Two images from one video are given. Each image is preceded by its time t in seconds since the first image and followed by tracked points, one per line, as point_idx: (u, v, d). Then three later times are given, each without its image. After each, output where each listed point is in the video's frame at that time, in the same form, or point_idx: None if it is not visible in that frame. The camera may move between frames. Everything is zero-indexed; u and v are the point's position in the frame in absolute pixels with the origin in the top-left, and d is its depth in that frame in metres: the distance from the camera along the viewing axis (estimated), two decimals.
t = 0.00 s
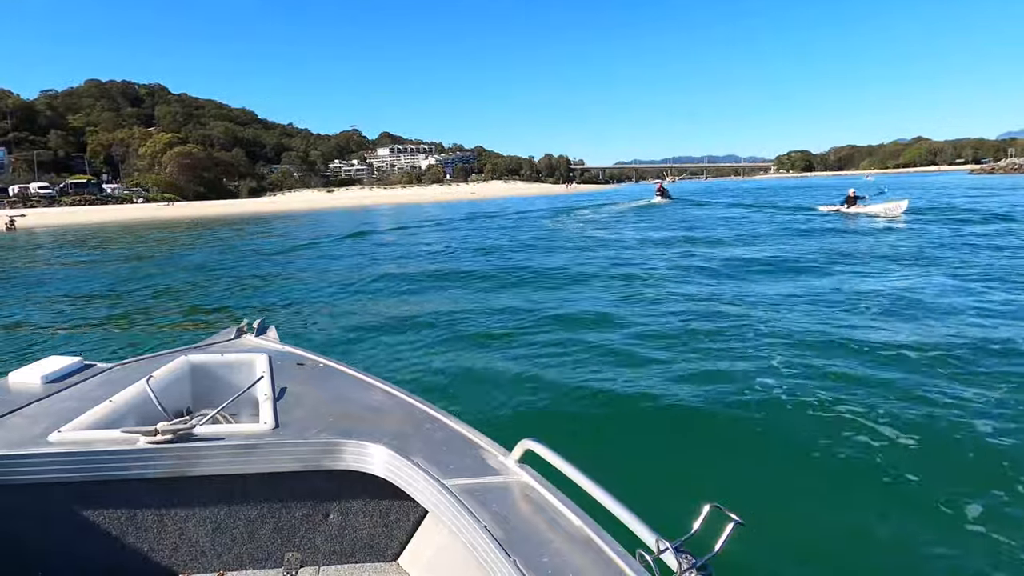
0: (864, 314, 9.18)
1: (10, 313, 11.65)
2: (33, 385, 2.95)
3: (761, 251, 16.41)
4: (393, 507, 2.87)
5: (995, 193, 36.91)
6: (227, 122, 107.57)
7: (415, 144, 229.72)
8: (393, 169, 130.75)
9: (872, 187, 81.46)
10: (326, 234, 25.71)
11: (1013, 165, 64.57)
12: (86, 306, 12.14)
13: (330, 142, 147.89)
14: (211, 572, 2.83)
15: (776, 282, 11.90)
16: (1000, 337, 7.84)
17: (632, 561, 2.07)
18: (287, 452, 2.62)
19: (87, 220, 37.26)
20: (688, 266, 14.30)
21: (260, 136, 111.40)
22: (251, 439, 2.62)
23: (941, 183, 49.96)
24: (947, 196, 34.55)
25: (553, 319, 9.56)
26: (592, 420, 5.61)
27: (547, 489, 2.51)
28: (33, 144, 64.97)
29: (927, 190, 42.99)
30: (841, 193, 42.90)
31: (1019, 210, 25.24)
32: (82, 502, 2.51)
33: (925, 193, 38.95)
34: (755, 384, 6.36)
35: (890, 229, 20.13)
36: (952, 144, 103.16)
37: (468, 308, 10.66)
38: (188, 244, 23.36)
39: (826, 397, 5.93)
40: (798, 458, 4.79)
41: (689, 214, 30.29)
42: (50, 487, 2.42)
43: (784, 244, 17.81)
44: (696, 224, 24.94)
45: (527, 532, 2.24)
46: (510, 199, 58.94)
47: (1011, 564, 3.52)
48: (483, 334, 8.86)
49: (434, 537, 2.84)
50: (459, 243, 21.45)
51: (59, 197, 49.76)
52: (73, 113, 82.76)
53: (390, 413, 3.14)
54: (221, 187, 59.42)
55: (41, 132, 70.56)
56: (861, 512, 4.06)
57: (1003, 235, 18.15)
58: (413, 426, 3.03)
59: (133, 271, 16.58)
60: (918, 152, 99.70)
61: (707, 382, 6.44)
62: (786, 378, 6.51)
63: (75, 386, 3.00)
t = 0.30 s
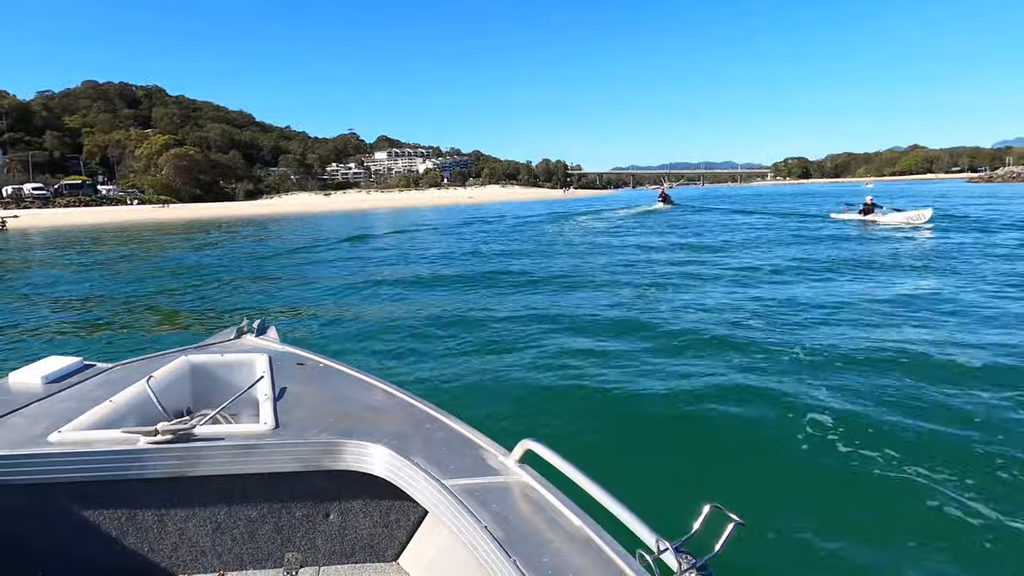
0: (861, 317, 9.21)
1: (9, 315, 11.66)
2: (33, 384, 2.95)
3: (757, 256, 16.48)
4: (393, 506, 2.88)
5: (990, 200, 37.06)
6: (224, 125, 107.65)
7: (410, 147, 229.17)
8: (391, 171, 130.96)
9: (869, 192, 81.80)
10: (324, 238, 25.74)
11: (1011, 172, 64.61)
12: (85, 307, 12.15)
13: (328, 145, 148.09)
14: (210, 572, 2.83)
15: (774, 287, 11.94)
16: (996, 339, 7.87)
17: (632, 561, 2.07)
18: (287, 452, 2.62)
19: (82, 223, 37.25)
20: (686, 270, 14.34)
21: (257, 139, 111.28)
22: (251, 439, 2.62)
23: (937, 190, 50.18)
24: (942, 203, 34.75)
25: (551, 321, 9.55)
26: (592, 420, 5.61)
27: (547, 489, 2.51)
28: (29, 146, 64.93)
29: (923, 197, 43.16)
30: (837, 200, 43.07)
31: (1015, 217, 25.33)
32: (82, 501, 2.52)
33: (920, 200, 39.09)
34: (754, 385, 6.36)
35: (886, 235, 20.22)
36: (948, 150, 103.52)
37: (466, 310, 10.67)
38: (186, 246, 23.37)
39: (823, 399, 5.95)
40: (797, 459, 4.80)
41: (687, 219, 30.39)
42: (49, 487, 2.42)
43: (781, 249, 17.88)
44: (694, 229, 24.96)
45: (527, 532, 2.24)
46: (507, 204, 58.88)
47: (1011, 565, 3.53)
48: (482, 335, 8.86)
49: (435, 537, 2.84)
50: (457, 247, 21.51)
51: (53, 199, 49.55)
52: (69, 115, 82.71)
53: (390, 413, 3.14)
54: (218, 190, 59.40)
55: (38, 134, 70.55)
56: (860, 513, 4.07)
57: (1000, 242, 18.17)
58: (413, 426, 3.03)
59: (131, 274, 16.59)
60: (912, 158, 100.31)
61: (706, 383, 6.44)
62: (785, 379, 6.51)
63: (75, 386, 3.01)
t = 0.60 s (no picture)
0: (858, 317, 9.23)
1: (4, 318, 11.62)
2: (33, 385, 2.94)
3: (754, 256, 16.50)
4: (393, 507, 2.87)
5: (985, 201, 37.15)
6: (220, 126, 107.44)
7: (407, 148, 229.22)
8: (387, 172, 130.88)
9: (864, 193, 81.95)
10: (321, 239, 25.73)
11: (1006, 173, 64.83)
12: (81, 310, 12.13)
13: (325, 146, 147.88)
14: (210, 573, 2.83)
15: (771, 287, 11.97)
16: (993, 339, 7.89)
17: (632, 561, 2.07)
18: (287, 452, 2.62)
19: (77, 225, 37.13)
20: (683, 271, 14.36)
21: (251, 140, 110.97)
22: (251, 439, 2.62)
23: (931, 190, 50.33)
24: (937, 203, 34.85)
25: (549, 321, 9.56)
26: (592, 421, 5.61)
27: (547, 490, 2.51)
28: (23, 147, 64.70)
29: (918, 197, 43.26)
30: (832, 201, 43.17)
31: (1009, 217, 25.42)
32: (82, 501, 2.51)
33: (914, 201, 39.20)
34: (753, 385, 6.37)
35: (883, 235, 20.28)
36: (943, 151, 103.85)
37: (464, 310, 10.67)
38: (182, 248, 23.34)
39: (822, 399, 5.95)
40: (797, 459, 4.81)
41: (684, 220, 30.44)
42: (49, 488, 2.42)
43: (778, 250, 17.92)
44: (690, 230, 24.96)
45: (527, 533, 2.24)
46: (503, 205, 58.77)
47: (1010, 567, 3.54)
48: (481, 335, 8.87)
49: (435, 537, 2.84)
50: (454, 248, 21.52)
51: (45, 201, 49.36)
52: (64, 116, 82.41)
53: (390, 413, 3.14)
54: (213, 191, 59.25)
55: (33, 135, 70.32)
56: (859, 514, 4.07)
57: (996, 243, 18.20)
58: (412, 426, 3.03)
59: (127, 276, 16.56)
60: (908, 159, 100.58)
61: (705, 384, 6.44)
62: (783, 379, 6.52)
63: (75, 386, 3.00)
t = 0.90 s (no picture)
0: (857, 316, 9.23)
1: None
2: (33, 385, 2.94)
3: (752, 255, 16.50)
4: (393, 507, 2.87)
5: (981, 200, 37.13)
6: (217, 125, 107.30)
7: (405, 147, 229.13)
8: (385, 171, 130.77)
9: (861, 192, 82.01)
10: (317, 237, 25.71)
11: (1003, 172, 64.81)
12: (77, 308, 12.11)
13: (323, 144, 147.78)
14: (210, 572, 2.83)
15: (769, 285, 11.97)
16: (991, 338, 7.89)
17: (631, 562, 2.07)
18: (287, 452, 2.62)
19: (71, 222, 37.07)
20: (681, 269, 14.36)
21: (248, 138, 110.86)
22: (250, 439, 2.62)
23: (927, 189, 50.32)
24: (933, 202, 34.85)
25: (548, 320, 9.55)
26: (593, 420, 5.61)
27: (547, 489, 2.51)
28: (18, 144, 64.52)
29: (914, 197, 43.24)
30: (828, 199, 43.15)
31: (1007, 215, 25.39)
32: (82, 501, 2.51)
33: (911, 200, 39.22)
34: (753, 384, 6.37)
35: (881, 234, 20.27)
36: (941, 151, 103.87)
37: (463, 309, 10.66)
38: (179, 246, 23.32)
39: (822, 398, 5.95)
40: (796, 459, 4.81)
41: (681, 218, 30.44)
42: (49, 488, 2.42)
43: (775, 248, 17.93)
44: (686, 228, 24.94)
45: (527, 533, 2.24)
46: (499, 203, 58.70)
47: (1009, 568, 3.53)
48: (479, 334, 8.87)
49: (435, 537, 2.84)
50: (451, 246, 21.51)
51: (38, 198, 49.20)
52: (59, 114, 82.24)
53: (390, 413, 3.14)
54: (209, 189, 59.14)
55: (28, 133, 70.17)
56: (859, 514, 4.07)
57: (992, 241, 18.18)
58: (413, 426, 3.03)
59: (124, 274, 16.55)
60: (905, 158, 100.60)
61: (705, 383, 6.43)
62: (783, 378, 6.52)
63: (74, 386, 3.00)
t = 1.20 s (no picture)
0: (855, 315, 9.22)
1: None
2: (33, 384, 2.94)
3: (748, 254, 16.49)
4: (393, 506, 2.87)
5: (976, 199, 37.13)
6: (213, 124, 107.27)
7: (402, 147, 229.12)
8: (382, 170, 130.75)
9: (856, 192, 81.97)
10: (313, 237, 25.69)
11: (998, 172, 64.85)
12: (72, 309, 12.09)
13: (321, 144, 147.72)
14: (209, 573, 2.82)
15: (766, 284, 11.97)
16: (988, 337, 7.89)
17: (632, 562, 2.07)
18: (287, 452, 2.62)
19: (63, 222, 37.02)
20: (678, 268, 14.35)
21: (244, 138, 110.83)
22: (251, 439, 2.61)
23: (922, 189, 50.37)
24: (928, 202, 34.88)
25: (546, 320, 9.55)
26: (592, 420, 5.61)
27: (548, 489, 2.51)
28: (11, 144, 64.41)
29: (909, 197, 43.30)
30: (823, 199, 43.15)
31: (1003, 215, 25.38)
32: (82, 500, 2.51)
33: (905, 200, 39.24)
34: (751, 383, 6.37)
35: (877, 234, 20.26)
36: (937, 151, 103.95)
37: (460, 309, 10.66)
38: (175, 247, 23.30)
39: (822, 398, 5.95)
40: (795, 459, 4.81)
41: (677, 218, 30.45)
42: (50, 488, 2.42)
43: (772, 247, 17.93)
44: (683, 228, 24.92)
45: (528, 532, 2.24)
46: (493, 203, 58.57)
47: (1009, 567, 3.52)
48: (477, 334, 8.87)
49: (435, 537, 2.84)
50: (447, 246, 21.50)
51: (29, 198, 49.10)
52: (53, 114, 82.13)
53: (389, 413, 3.14)
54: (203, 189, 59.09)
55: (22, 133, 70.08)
56: (858, 514, 4.07)
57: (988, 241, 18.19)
58: (412, 426, 3.03)
59: (120, 274, 16.53)
60: (901, 158, 100.66)
61: (704, 383, 6.44)
62: (782, 377, 6.51)
63: (74, 386, 3.00)
